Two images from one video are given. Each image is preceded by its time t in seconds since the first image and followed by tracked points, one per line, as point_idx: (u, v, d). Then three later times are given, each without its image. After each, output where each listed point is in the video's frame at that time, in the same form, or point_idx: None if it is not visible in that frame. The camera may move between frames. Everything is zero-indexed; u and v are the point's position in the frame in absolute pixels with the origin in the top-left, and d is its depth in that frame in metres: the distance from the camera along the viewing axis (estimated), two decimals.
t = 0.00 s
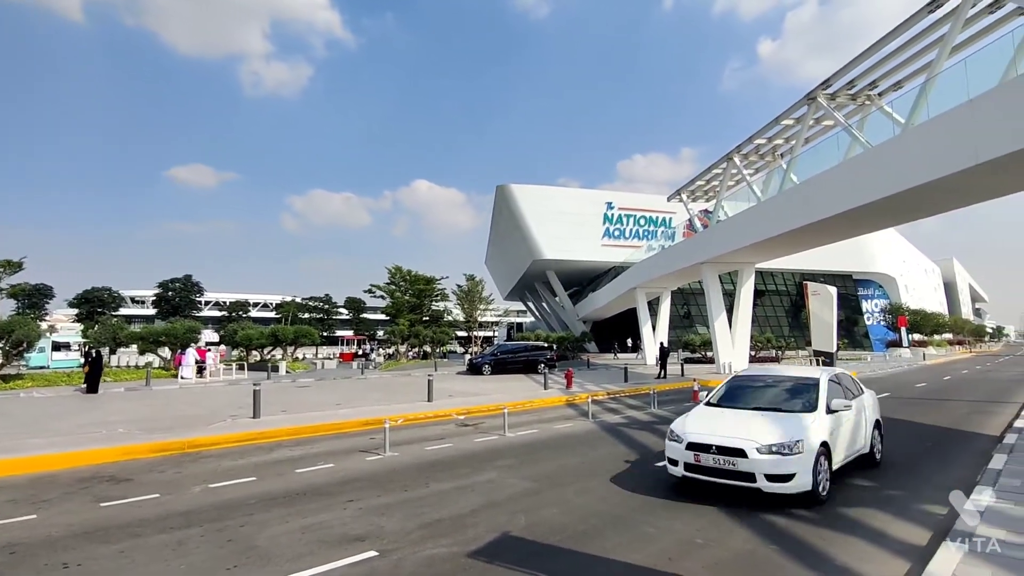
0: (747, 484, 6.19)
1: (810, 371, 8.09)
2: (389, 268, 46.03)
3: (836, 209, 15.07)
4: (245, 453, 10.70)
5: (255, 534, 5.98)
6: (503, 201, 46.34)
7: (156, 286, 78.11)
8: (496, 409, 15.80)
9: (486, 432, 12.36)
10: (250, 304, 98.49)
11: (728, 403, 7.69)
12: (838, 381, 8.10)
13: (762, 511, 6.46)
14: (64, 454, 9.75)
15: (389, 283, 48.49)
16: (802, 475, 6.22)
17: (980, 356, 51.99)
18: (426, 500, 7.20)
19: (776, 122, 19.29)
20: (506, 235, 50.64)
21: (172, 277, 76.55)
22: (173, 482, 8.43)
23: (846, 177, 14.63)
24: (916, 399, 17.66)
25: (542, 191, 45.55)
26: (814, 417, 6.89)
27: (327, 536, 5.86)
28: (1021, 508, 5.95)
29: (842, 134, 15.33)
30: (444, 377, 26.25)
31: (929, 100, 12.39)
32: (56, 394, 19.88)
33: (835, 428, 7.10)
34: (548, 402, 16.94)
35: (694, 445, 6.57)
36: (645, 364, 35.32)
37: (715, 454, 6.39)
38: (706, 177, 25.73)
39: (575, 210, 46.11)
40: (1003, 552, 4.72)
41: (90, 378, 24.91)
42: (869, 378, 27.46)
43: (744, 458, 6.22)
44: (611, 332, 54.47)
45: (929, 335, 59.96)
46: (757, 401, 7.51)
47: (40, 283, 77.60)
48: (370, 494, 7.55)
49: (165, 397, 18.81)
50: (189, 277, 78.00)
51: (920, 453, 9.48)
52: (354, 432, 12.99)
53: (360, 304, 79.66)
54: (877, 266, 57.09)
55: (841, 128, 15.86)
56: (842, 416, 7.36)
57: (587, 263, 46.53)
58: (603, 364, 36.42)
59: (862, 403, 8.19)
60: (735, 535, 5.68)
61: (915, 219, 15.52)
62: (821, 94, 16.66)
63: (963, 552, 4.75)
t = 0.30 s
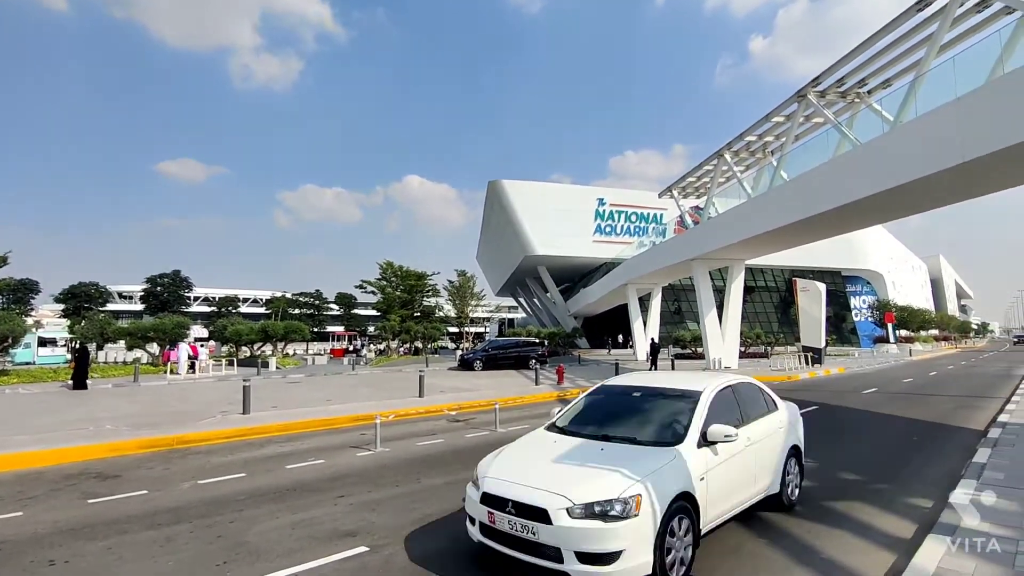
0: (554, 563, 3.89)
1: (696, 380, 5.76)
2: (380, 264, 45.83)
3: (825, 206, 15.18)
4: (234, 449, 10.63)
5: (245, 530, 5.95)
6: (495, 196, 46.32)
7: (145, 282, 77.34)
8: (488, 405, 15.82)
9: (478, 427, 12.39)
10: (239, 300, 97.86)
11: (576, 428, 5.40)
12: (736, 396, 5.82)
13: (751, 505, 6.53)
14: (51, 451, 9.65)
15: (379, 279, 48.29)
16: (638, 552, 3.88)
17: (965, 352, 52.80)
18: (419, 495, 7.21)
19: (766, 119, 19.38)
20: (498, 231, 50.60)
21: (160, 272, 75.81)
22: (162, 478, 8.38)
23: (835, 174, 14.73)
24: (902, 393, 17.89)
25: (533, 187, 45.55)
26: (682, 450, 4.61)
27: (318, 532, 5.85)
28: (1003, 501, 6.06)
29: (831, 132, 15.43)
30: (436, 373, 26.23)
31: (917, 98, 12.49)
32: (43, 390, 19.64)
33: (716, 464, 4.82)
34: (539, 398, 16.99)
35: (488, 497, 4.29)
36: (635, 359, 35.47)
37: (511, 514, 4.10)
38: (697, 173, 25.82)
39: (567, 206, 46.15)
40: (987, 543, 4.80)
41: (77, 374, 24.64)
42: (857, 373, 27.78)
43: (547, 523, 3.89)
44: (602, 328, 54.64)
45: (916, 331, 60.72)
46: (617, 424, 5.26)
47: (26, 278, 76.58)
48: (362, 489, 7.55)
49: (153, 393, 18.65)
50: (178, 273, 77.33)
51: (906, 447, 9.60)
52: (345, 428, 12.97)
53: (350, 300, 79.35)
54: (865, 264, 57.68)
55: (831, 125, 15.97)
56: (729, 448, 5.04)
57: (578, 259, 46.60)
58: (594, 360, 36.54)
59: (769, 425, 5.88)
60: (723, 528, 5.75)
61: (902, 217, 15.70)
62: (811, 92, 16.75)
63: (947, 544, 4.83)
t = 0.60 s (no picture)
0: None
1: (399, 407, 3.24)
2: (368, 259, 45.50)
3: (811, 202, 15.31)
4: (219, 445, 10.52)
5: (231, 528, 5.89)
6: (483, 191, 46.21)
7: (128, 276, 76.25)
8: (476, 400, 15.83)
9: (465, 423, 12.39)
10: (225, 295, 96.83)
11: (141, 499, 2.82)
12: (479, 438, 3.31)
13: (736, 499, 6.59)
14: (33, 447, 9.50)
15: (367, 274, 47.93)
16: None
17: (946, 348, 53.80)
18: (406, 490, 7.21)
19: (753, 116, 19.50)
20: (486, 226, 50.53)
21: (145, 266, 74.77)
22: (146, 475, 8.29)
23: (821, 171, 14.87)
24: (885, 388, 18.17)
25: (522, 182, 45.51)
26: None
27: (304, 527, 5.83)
28: (982, 493, 6.18)
29: (818, 129, 15.56)
30: (424, 368, 26.17)
31: (901, 97, 12.65)
32: (23, 386, 19.32)
33: None
34: (528, 393, 17.04)
35: None
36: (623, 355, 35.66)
37: None
38: (685, 170, 25.96)
39: (555, 201, 46.19)
40: (964, 535, 4.91)
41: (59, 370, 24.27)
42: (841, 368, 28.19)
43: None
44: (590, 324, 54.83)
45: (898, 328, 61.61)
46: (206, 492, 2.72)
47: (5, 272, 75.10)
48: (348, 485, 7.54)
49: (136, 388, 18.37)
50: (163, 267, 76.32)
51: (888, 441, 9.75)
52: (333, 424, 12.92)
53: (338, 295, 78.71)
54: (850, 260, 58.35)
55: (816, 122, 16.12)
56: (414, 538, 2.62)
57: (567, 255, 46.67)
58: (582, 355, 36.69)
59: (540, 487, 3.36)
60: (709, 522, 5.80)
61: (886, 213, 15.89)
62: (798, 89, 16.87)
63: (927, 535, 4.92)
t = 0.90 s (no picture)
0: None
1: None
2: (350, 254, 45.07)
3: (789, 199, 15.55)
4: (198, 442, 10.40)
5: (209, 524, 5.83)
6: (466, 187, 46.05)
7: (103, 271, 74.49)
8: (458, 396, 15.83)
9: (448, 418, 12.38)
10: (203, 290, 95.27)
11: None
12: None
13: (715, 492, 6.69)
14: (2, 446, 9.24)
15: (349, 270, 47.51)
16: None
17: (919, 344, 55.15)
18: (387, 487, 7.16)
19: (734, 114, 19.71)
20: (469, 222, 50.38)
21: (120, 262, 73.17)
22: (122, 474, 8.13)
23: (800, 168, 15.08)
24: (860, 383, 18.57)
25: (505, 178, 45.44)
26: None
27: (284, 525, 5.76)
28: (953, 485, 6.34)
29: (797, 128, 15.80)
30: (406, 364, 26.05)
31: (878, 96, 12.91)
32: None
33: None
34: (510, 389, 17.10)
35: None
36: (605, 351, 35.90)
37: None
38: (667, 167, 26.19)
39: (538, 197, 46.23)
40: (935, 525, 5.04)
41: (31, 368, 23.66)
42: (818, 363, 28.71)
43: None
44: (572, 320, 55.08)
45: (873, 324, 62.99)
46: None
47: None
48: (329, 481, 7.47)
49: (110, 386, 18.01)
50: (139, 262, 74.78)
51: (863, 435, 9.98)
52: (314, 420, 12.81)
53: (319, 290, 77.93)
54: (827, 258, 59.43)
55: (795, 121, 16.35)
56: None
57: (550, 251, 46.75)
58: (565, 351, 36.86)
59: None
60: (688, 514, 5.88)
61: (862, 211, 16.18)
62: (778, 88, 17.08)
63: (900, 526, 5.05)
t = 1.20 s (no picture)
0: None
1: None
2: (329, 250, 44.51)
3: (766, 197, 15.78)
4: (172, 441, 10.21)
5: (184, 524, 5.73)
6: (446, 183, 45.87)
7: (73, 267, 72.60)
8: (438, 392, 15.80)
9: (429, 415, 12.35)
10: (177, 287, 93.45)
11: None
12: None
13: (693, 485, 6.78)
14: None
15: (328, 266, 47.00)
16: None
17: (889, 338, 56.68)
18: (366, 483, 7.12)
19: (712, 113, 19.92)
20: (450, 218, 50.21)
21: (90, 258, 71.35)
22: (93, 474, 7.95)
23: (775, 167, 15.31)
24: (833, 377, 18.99)
25: (486, 174, 45.37)
26: None
27: (261, 524, 5.69)
28: (921, 476, 6.53)
29: (773, 126, 16.02)
30: (386, 361, 25.90)
31: (852, 96, 13.15)
32: None
33: None
34: (490, 384, 17.12)
35: None
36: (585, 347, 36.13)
37: None
38: (646, 164, 26.37)
39: (519, 194, 46.25)
40: (904, 514, 5.17)
41: None
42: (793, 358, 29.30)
43: None
44: (552, 317, 55.27)
45: (846, 319, 64.40)
46: None
47: None
48: (308, 479, 7.40)
49: (81, 384, 17.56)
50: (110, 258, 73.04)
51: (835, 427, 10.21)
52: (292, 418, 12.66)
53: (297, 286, 76.92)
54: (802, 255, 60.57)
55: (771, 119, 16.58)
56: None
57: (531, 247, 46.81)
58: (545, 347, 36.99)
59: None
60: (667, 507, 5.96)
61: (836, 209, 16.46)
62: (755, 87, 17.30)
63: (870, 516, 5.18)
